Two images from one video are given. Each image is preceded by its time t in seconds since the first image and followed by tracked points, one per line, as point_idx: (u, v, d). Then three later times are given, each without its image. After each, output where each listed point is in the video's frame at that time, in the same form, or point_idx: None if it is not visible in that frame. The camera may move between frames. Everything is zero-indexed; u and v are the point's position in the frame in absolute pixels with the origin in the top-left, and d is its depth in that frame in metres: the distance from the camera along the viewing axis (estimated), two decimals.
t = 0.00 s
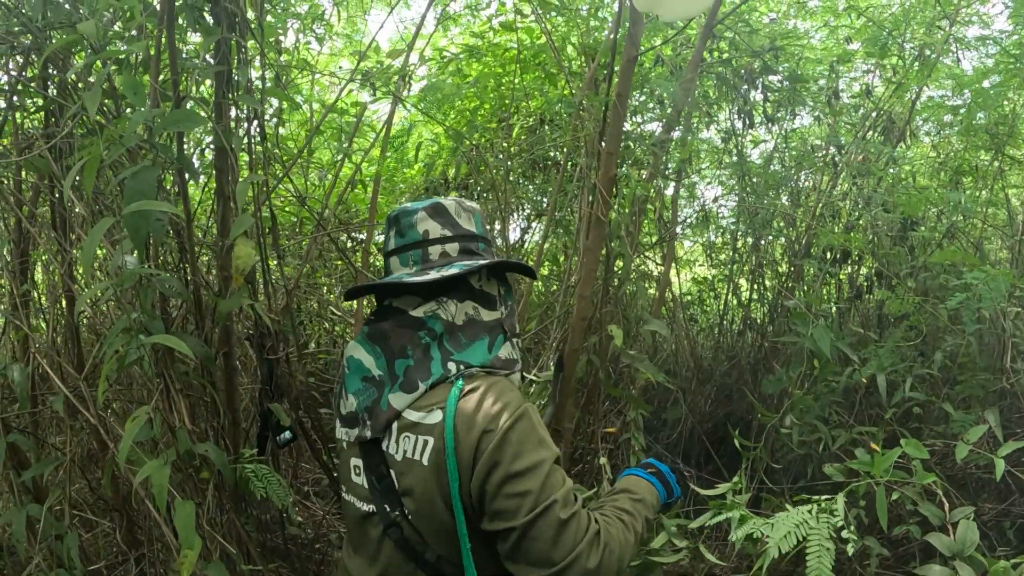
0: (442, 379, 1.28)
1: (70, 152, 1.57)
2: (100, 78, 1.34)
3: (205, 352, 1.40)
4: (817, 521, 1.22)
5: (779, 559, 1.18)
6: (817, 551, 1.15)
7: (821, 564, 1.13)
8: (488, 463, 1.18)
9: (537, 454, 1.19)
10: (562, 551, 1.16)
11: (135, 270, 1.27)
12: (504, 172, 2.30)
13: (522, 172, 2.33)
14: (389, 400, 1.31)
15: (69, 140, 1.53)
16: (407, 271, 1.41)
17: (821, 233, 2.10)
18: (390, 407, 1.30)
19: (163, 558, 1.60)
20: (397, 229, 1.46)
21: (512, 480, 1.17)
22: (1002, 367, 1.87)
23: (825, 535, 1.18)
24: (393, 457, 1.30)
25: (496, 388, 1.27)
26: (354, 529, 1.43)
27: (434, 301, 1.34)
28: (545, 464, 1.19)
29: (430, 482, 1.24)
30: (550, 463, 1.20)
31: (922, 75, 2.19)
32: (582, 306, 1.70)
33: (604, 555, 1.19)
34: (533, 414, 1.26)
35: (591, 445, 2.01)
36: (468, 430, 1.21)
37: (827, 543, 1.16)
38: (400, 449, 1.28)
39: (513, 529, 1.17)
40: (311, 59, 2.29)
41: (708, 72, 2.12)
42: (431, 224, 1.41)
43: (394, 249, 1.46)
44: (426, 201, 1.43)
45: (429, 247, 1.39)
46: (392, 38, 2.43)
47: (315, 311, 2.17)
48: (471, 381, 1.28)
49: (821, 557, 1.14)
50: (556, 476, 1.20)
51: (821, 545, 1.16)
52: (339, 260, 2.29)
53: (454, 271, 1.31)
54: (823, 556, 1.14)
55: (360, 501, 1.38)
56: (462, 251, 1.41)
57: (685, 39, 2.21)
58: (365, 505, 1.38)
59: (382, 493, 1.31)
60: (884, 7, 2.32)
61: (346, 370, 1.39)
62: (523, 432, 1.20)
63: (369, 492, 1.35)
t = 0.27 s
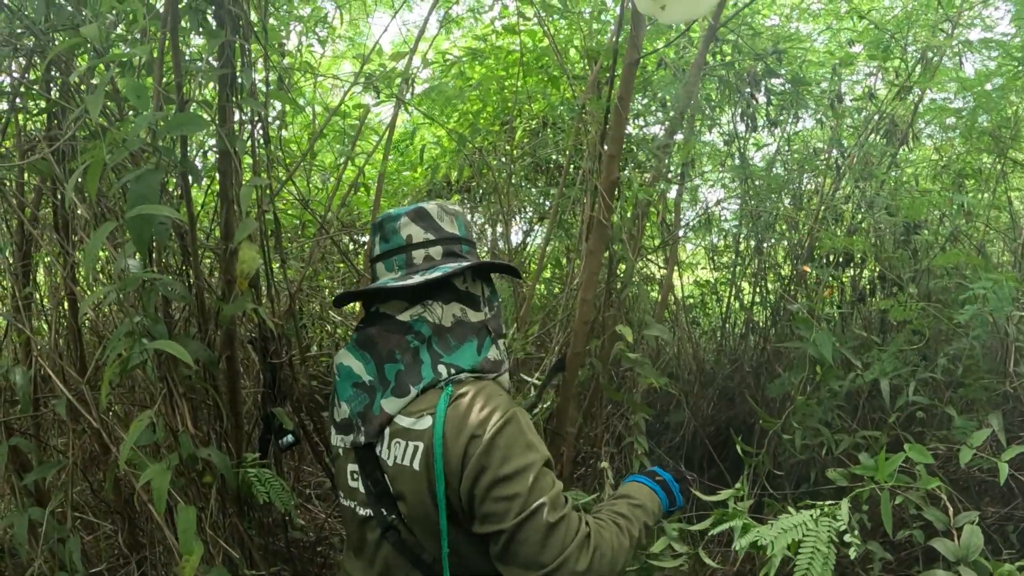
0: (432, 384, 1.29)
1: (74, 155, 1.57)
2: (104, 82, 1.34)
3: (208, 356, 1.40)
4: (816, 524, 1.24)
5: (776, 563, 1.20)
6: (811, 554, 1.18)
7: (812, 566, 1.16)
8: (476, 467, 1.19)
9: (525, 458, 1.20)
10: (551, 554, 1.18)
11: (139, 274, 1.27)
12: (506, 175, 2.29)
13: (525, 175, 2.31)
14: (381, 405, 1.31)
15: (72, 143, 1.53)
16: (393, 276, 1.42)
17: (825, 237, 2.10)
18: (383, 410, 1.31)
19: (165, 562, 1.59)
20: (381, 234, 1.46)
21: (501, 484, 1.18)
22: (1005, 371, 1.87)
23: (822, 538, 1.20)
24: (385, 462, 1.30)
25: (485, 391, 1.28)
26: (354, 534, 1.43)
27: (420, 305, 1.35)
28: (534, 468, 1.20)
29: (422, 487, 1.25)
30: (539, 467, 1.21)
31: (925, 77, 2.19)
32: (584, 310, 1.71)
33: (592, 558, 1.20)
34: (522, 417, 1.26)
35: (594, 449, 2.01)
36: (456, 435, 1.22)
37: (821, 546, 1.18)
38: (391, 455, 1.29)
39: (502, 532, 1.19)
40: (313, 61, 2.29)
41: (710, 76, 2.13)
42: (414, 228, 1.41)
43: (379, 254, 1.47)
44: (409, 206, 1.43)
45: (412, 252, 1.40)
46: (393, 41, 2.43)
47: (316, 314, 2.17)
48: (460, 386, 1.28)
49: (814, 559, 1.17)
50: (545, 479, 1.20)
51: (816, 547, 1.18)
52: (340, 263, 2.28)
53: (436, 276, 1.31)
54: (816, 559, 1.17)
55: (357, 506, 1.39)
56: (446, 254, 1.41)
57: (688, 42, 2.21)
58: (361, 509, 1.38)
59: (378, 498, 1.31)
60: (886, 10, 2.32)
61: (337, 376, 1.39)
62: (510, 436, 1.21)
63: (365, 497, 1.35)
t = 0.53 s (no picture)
0: (392, 408, 1.31)
1: (76, 157, 1.57)
2: (106, 84, 1.34)
3: (209, 358, 1.39)
4: (826, 532, 1.22)
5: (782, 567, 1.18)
6: (824, 560, 1.15)
7: (828, 572, 1.14)
8: (470, 464, 1.19)
9: (518, 455, 1.20)
10: (544, 550, 1.18)
11: (141, 277, 1.27)
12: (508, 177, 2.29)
13: (526, 177, 2.28)
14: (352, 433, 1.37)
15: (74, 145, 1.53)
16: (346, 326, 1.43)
17: (827, 240, 2.11)
18: (355, 438, 1.36)
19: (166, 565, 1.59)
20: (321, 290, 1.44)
21: (494, 481, 1.19)
22: (1008, 374, 1.87)
23: (834, 545, 1.18)
24: (380, 461, 1.31)
25: (477, 390, 1.28)
26: (354, 536, 1.43)
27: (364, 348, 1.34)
28: (526, 465, 1.20)
29: (417, 484, 1.26)
30: (532, 463, 1.21)
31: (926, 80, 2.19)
32: (586, 313, 1.69)
33: (584, 553, 1.21)
34: (513, 414, 1.27)
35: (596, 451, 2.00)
36: (449, 433, 1.22)
37: (835, 553, 1.16)
38: (386, 453, 1.30)
39: (495, 528, 1.19)
40: (315, 64, 2.29)
41: (713, 78, 2.14)
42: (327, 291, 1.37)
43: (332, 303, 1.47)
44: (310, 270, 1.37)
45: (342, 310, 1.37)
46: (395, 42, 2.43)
47: (317, 316, 2.17)
48: (449, 385, 1.28)
49: (829, 565, 1.15)
50: (538, 476, 1.21)
51: (829, 554, 1.16)
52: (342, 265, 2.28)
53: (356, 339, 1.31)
54: (829, 565, 1.14)
55: (358, 505, 1.40)
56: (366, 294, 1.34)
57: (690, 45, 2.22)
58: (360, 509, 1.40)
59: (376, 495, 1.32)
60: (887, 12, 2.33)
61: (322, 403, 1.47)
62: (503, 433, 1.21)
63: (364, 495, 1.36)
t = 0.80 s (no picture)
0: (384, 419, 1.32)
1: (77, 160, 1.57)
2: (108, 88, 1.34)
3: (210, 362, 1.40)
4: (817, 533, 1.24)
5: (778, 568, 1.21)
6: (813, 561, 1.18)
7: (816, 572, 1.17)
8: (462, 475, 1.20)
9: (511, 464, 1.20)
10: (538, 558, 1.19)
11: (143, 282, 1.27)
12: (509, 180, 2.29)
13: (527, 179, 2.27)
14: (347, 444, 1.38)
15: (76, 148, 1.53)
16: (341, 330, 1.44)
17: (826, 242, 2.11)
18: (350, 448, 1.37)
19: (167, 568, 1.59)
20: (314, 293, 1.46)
21: (486, 491, 1.19)
22: (1007, 377, 1.87)
23: (824, 545, 1.20)
24: (376, 470, 1.32)
25: (468, 397, 1.28)
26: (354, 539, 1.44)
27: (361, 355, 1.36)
28: (519, 474, 1.20)
29: (411, 494, 1.27)
30: (525, 472, 1.21)
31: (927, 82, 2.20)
32: (586, 315, 1.71)
33: (580, 559, 1.22)
34: (506, 421, 1.26)
35: (596, 454, 2.00)
36: (441, 443, 1.23)
37: (824, 554, 1.19)
38: (380, 463, 1.31)
39: (490, 537, 1.20)
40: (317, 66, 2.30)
41: (713, 80, 2.16)
42: (315, 301, 1.38)
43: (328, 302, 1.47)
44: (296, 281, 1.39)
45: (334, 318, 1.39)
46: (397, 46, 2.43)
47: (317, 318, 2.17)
48: (439, 394, 1.28)
49: (817, 565, 1.18)
50: (531, 484, 1.21)
51: (818, 555, 1.19)
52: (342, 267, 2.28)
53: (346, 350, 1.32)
54: (817, 566, 1.17)
55: (357, 512, 1.41)
56: (355, 302, 1.35)
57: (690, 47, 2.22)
58: (361, 516, 1.41)
59: (375, 502, 1.35)
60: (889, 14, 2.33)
61: (317, 414, 1.48)
62: (494, 442, 1.21)
63: (363, 503, 1.38)
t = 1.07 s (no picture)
0: (387, 424, 1.31)
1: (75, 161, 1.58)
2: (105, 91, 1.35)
3: (207, 363, 1.40)
4: (816, 535, 1.23)
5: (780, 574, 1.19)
6: (815, 566, 1.17)
7: None
8: (472, 479, 1.20)
9: (520, 466, 1.21)
10: (551, 559, 1.21)
11: (140, 284, 1.27)
12: (507, 181, 2.29)
13: (526, 180, 2.28)
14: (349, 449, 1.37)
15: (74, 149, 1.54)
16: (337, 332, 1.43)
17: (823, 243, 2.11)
18: (352, 453, 1.36)
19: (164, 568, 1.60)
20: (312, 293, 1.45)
21: (497, 495, 1.20)
22: (1005, 378, 1.87)
23: (824, 548, 1.19)
24: (381, 476, 1.31)
25: (474, 401, 1.29)
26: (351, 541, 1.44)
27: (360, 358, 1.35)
28: (528, 476, 1.21)
29: (418, 500, 1.27)
30: (534, 474, 1.22)
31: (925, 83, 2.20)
32: (584, 316, 1.72)
33: (590, 558, 1.24)
34: (512, 424, 1.27)
35: (593, 455, 2.00)
36: (450, 447, 1.23)
37: (824, 558, 1.17)
38: (384, 468, 1.31)
39: (501, 541, 1.21)
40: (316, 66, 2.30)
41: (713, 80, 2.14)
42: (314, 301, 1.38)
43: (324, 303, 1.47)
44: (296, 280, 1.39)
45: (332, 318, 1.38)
46: (393, 46, 2.37)
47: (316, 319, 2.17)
48: (445, 398, 1.28)
49: (818, 570, 1.16)
50: (540, 486, 1.22)
51: (818, 560, 1.18)
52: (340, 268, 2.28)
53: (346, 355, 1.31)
54: (821, 570, 1.16)
55: (358, 517, 1.40)
56: (354, 303, 1.35)
57: (689, 48, 2.22)
58: (364, 522, 1.39)
59: (379, 507, 1.34)
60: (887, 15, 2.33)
61: (314, 418, 1.47)
62: (503, 446, 1.22)
63: (365, 508, 1.37)
